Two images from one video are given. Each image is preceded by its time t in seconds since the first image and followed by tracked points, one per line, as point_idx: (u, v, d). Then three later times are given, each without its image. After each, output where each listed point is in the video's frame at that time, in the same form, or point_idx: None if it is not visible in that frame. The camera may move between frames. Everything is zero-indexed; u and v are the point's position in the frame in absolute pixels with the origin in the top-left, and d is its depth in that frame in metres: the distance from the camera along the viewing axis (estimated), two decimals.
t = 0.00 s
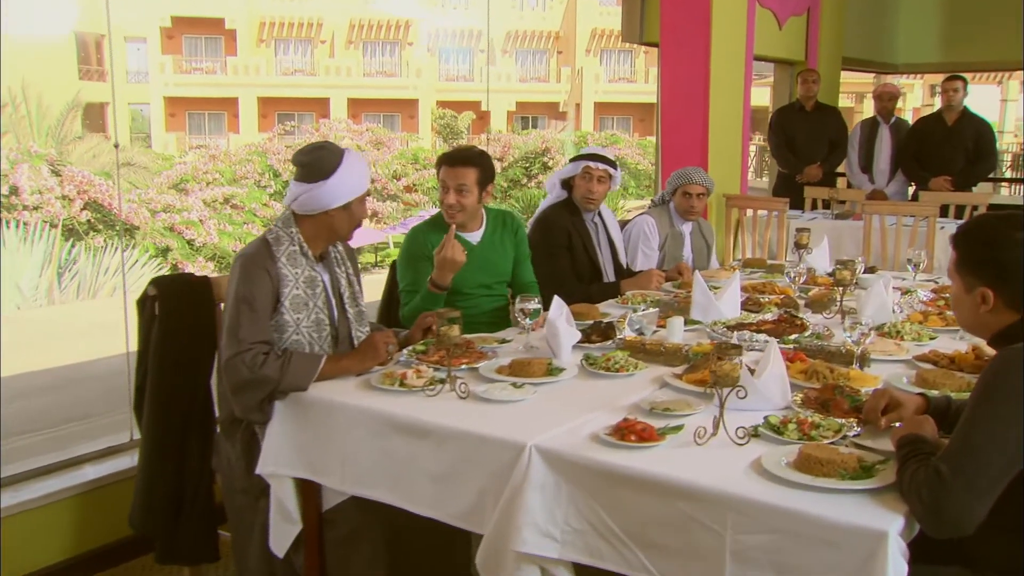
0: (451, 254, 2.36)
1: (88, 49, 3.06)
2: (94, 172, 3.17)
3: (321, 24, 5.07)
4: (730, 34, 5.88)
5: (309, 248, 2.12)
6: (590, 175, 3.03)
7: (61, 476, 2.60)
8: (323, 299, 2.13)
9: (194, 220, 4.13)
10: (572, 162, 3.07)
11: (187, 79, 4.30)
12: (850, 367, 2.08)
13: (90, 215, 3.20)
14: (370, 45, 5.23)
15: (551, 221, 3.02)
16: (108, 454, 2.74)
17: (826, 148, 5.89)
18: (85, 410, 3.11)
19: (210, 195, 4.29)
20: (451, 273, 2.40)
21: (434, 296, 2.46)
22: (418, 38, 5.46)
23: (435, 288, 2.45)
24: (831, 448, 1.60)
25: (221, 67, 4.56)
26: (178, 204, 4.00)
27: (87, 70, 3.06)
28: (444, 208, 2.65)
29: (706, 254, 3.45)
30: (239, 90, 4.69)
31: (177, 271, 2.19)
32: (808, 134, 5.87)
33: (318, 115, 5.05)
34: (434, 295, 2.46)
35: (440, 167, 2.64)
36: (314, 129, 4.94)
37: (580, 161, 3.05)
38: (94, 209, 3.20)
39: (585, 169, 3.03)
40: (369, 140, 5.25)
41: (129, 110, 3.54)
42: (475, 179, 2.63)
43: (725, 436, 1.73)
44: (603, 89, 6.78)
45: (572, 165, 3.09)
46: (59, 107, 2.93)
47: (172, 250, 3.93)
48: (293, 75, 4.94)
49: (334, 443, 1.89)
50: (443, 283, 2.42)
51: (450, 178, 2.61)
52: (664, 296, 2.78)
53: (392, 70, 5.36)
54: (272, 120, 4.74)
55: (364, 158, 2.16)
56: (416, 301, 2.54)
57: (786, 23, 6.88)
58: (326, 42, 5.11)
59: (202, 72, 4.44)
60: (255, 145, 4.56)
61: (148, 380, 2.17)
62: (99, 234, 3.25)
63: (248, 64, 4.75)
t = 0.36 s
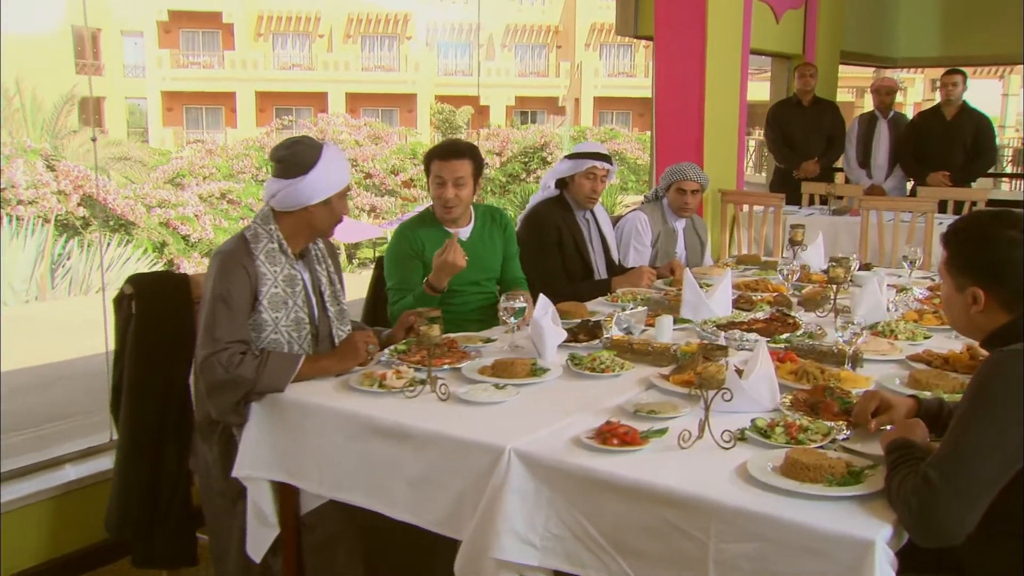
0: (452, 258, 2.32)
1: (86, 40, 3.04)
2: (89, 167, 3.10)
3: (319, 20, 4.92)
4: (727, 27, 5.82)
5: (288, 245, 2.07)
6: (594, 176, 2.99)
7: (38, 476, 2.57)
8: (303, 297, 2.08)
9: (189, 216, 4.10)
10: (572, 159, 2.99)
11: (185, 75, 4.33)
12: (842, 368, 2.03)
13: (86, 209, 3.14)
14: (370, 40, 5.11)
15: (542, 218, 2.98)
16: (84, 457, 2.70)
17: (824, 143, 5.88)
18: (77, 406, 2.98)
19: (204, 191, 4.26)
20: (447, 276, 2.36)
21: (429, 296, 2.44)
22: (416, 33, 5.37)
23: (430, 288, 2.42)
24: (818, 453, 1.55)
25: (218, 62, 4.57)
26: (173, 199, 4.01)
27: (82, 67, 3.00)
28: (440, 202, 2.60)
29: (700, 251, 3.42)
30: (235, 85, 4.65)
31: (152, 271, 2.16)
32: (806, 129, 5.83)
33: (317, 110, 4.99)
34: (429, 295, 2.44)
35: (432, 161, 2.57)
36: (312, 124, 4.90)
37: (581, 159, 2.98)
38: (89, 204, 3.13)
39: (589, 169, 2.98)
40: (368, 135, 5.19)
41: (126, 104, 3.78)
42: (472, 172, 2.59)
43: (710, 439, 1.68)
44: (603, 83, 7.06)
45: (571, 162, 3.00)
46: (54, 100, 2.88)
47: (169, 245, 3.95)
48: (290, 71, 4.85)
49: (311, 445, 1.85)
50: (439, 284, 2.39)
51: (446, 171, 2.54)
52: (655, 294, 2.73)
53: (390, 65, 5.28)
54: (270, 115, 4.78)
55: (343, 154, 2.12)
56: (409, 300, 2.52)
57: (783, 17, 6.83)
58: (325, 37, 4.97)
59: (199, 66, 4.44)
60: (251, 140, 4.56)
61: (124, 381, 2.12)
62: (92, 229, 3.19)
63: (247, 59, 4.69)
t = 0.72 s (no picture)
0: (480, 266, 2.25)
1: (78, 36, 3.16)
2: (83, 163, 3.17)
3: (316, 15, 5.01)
4: (724, 22, 5.78)
5: (267, 245, 2.03)
6: (592, 175, 2.96)
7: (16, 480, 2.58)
8: (282, 298, 2.04)
9: (184, 213, 4.11)
10: (569, 157, 2.95)
11: (182, 71, 4.33)
12: (834, 370, 1.99)
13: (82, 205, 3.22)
14: (367, 37, 5.19)
15: (532, 214, 2.95)
16: (62, 460, 2.74)
17: (822, 140, 5.81)
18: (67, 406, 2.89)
19: (201, 187, 4.30)
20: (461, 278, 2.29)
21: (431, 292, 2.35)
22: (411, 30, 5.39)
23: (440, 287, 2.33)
24: (805, 460, 1.51)
25: (216, 57, 4.63)
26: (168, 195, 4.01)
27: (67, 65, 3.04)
28: (444, 198, 2.55)
29: (693, 250, 3.41)
30: (232, 81, 4.70)
31: (130, 272, 2.10)
32: (803, 126, 5.78)
33: (316, 105, 5.12)
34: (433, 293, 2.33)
35: (428, 155, 2.53)
36: (310, 120, 4.99)
37: (577, 157, 2.95)
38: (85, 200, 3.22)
39: (587, 168, 2.95)
40: (367, 131, 5.33)
41: (123, 100, 3.80)
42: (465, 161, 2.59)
43: (696, 445, 1.63)
44: (602, 80, 7.32)
45: (567, 160, 2.97)
46: (48, 97, 2.80)
47: (165, 243, 3.95)
48: (289, 66, 4.97)
49: (287, 450, 1.80)
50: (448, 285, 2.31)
51: (448, 162, 2.52)
52: (646, 294, 2.68)
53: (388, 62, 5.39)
54: (267, 111, 4.80)
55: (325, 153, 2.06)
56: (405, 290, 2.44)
57: (781, 13, 6.79)
58: (322, 33, 5.07)
59: (196, 62, 4.48)
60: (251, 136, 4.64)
61: (99, 383, 2.08)
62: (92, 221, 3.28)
63: (245, 55, 4.78)
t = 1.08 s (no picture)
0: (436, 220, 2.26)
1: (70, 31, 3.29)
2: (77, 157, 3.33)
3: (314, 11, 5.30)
4: (722, 17, 5.75)
5: (247, 244, 1.99)
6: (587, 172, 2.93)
7: None
8: (261, 297, 1.99)
9: (180, 209, 4.12)
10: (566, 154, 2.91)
11: (181, 66, 4.42)
12: (825, 371, 1.94)
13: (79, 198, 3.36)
14: (367, 31, 5.49)
15: (522, 210, 2.92)
16: (43, 460, 2.65)
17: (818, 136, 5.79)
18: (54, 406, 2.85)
19: (198, 183, 4.32)
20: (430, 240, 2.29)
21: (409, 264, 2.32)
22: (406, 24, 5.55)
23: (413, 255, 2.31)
24: (792, 465, 1.46)
25: (214, 53, 4.71)
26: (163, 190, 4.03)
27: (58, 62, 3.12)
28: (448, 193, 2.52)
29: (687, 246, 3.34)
30: (230, 76, 4.82)
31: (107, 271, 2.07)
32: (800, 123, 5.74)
33: (313, 102, 5.24)
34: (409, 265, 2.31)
35: (428, 150, 2.48)
36: (309, 115, 5.15)
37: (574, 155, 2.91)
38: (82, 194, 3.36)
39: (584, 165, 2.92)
40: (364, 127, 5.43)
41: (121, 96, 3.99)
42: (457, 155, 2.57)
43: (680, 449, 1.59)
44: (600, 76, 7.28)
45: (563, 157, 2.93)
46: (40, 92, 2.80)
47: (161, 238, 3.95)
48: (287, 61, 5.11)
49: (264, 452, 1.76)
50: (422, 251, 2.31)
51: (450, 157, 2.49)
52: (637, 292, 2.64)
53: (387, 57, 5.55)
54: (266, 106, 4.98)
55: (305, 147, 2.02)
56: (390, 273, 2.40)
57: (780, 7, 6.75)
58: (321, 28, 5.38)
59: (195, 57, 4.55)
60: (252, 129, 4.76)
61: (75, 384, 2.04)
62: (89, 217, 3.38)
63: (244, 50, 4.92)
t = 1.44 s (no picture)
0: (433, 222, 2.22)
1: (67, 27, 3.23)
2: (76, 151, 3.29)
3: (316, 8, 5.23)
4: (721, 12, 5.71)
5: (225, 242, 1.95)
6: (580, 168, 2.88)
7: None
8: (241, 296, 1.95)
9: (177, 205, 4.04)
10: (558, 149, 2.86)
11: (180, 61, 4.39)
12: (816, 372, 1.90)
13: (76, 193, 3.35)
14: (366, 27, 5.41)
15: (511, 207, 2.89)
16: (23, 462, 2.62)
17: (815, 131, 5.75)
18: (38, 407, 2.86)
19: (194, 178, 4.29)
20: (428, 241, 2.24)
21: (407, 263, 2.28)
22: (401, 16, 5.47)
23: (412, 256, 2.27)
24: (778, 471, 1.42)
25: (212, 48, 4.68)
26: (163, 185, 3.98)
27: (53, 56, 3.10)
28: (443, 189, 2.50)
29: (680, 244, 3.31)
30: (230, 73, 4.78)
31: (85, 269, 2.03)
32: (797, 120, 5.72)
33: (312, 97, 5.16)
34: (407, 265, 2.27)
35: (426, 144, 2.47)
36: (307, 111, 5.05)
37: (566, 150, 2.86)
38: (78, 188, 3.33)
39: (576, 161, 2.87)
40: (364, 123, 5.41)
41: (121, 91, 3.88)
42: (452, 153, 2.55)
43: (664, 454, 1.55)
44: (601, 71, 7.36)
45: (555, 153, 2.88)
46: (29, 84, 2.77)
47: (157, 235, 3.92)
48: (287, 57, 5.06)
49: (241, 456, 1.72)
50: (421, 250, 2.28)
51: (446, 152, 2.49)
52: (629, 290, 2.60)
53: (386, 53, 5.51)
54: (265, 102, 4.89)
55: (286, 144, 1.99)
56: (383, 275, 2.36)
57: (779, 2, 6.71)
58: (321, 24, 5.30)
59: (193, 53, 4.48)
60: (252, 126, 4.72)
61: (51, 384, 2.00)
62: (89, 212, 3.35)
63: (241, 46, 4.88)
